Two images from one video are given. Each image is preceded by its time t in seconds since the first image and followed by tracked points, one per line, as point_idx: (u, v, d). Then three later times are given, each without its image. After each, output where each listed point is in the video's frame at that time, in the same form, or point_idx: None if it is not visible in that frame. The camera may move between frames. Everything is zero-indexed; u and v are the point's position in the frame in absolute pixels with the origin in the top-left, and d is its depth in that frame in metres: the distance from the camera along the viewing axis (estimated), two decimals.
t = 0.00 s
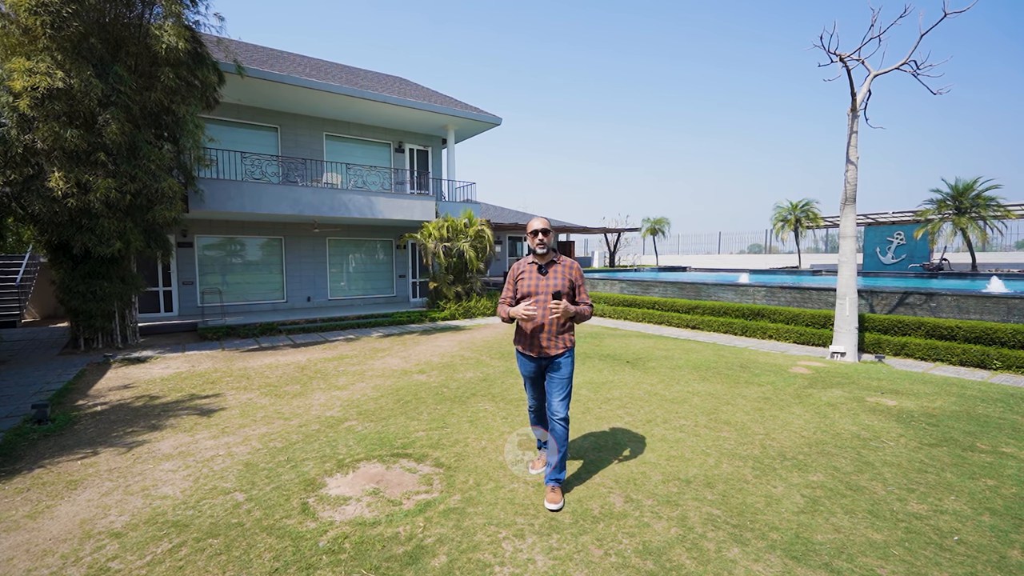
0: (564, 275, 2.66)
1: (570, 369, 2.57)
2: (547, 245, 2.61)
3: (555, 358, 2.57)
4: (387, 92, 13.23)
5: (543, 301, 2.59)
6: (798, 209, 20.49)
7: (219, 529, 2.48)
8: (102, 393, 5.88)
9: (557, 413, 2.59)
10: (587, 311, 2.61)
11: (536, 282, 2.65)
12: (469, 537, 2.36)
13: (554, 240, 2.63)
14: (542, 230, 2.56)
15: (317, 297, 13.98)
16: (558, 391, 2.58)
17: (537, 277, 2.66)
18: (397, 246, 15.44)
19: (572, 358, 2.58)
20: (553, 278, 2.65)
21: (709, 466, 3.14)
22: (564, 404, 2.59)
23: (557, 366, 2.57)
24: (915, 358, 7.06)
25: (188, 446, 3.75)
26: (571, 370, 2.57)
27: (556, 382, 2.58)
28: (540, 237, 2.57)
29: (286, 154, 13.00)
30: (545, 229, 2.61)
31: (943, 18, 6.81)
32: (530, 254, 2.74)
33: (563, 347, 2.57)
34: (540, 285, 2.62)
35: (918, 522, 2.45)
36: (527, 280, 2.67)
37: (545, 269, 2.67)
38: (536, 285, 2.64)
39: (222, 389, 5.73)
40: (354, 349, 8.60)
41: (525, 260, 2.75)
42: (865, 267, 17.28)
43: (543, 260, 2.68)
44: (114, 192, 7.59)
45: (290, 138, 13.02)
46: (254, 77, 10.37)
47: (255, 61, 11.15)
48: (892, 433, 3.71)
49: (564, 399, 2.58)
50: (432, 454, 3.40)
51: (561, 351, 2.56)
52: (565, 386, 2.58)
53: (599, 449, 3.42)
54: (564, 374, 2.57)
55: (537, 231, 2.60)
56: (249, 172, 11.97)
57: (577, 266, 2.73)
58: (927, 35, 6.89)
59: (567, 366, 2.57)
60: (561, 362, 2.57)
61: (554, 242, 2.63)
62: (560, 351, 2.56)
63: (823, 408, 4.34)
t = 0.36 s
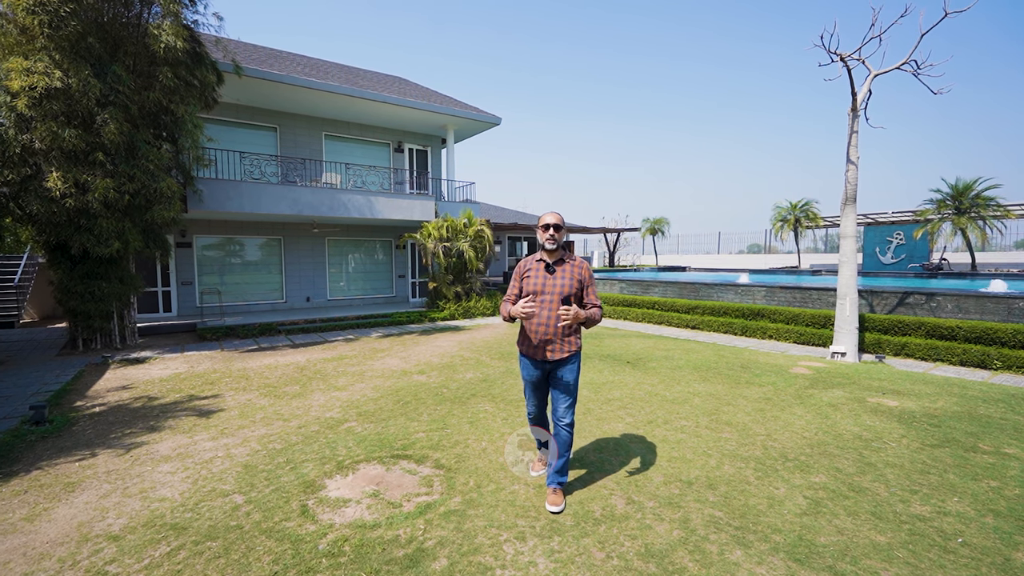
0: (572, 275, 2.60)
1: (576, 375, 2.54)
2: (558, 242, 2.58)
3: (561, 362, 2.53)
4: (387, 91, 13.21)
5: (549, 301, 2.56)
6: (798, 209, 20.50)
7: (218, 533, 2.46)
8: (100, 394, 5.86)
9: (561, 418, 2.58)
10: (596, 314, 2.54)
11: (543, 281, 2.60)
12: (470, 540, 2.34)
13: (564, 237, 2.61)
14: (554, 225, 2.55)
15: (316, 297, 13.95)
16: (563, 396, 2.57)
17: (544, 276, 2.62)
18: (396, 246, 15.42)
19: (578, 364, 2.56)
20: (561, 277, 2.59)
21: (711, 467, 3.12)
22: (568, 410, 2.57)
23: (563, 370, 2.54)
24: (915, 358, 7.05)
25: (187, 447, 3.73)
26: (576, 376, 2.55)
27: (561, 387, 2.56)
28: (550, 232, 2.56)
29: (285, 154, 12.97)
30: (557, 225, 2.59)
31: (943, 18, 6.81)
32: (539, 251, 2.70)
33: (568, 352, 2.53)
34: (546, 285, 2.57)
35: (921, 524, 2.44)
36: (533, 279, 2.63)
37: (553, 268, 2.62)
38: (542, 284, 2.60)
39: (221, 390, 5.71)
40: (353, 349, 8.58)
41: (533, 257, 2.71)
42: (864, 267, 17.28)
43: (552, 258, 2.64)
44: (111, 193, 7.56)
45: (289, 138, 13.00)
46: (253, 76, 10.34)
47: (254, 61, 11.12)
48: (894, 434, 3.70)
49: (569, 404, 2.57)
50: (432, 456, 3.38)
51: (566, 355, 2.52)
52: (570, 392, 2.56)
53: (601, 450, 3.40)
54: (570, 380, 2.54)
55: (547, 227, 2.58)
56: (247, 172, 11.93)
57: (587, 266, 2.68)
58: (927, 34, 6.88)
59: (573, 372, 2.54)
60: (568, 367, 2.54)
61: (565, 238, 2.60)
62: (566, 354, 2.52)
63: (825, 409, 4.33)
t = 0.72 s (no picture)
0: (574, 275, 2.56)
1: (577, 378, 2.52)
2: (560, 242, 2.55)
3: (563, 365, 2.49)
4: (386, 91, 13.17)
5: (549, 303, 2.53)
6: (798, 208, 20.48)
7: (213, 536, 2.43)
8: (97, 394, 5.82)
9: (561, 423, 2.54)
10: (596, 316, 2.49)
11: (544, 282, 2.57)
12: (468, 543, 2.31)
13: (566, 237, 2.57)
14: (556, 226, 2.51)
15: (316, 297, 13.92)
16: (564, 400, 2.53)
17: (545, 276, 2.58)
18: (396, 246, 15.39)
19: (579, 366, 2.53)
20: (562, 278, 2.56)
21: (712, 468, 3.09)
22: (569, 414, 2.54)
23: (564, 373, 2.50)
24: (916, 358, 7.02)
25: (183, 449, 3.70)
26: (577, 379, 2.52)
27: (563, 391, 2.52)
28: (551, 233, 2.52)
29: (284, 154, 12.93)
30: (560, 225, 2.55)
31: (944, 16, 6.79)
32: (541, 251, 2.66)
33: (571, 355, 2.49)
34: (547, 287, 2.55)
35: (926, 526, 2.41)
36: (534, 280, 2.60)
37: (554, 268, 2.58)
38: (543, 285, 2.57)
39: (218, 391, 5.67)
40: (352, 350, 8.55)
41: (535, 257, 2.67)
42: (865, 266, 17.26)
43: (554, 258, 2.60)
44: (109, 192, 7.54)
45: (288, 137, 12.97)
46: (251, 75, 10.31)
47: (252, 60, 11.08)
48: (897, 434, 3.67)
49: (569, 408, 2.54)
50: (431, 457, 3.35)
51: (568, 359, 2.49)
52: (571, 396, 2.53)
53: (601, 452, 3.37)
54: (571, 384, 2.51)
55: (548, 227, 2.54)
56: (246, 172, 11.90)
57: (590, 265, 2.63)
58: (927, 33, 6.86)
59: (574, 375, 2.51)
60: (570, 371, 2.50)
61: (567, 238, 2.56)
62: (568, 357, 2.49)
63: (826, 409, 4.30)
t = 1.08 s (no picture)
0: (570, 274, 2.51)
1: (573, 380, 2.47)
2: (556, 240, 2.49)
3: (559, 367, 2.44)
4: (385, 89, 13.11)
5: (545, 302, 2.49)
6: (798, 207, 20.43)
7: (203, 539, 2.38)
8: (92, 395, 5.77)
9: (557, 425, 2.48)
10: (591, 316, 2.44)
11: (539, 281, 2.53)
12: (464, 547, 2.27)
13: (563, 234, 2.52)
14: (552, 223, 2.45)
15: (314, 296, 13.87)
16: (560, 402, 2.48)
17: (541, 275, 2.54)
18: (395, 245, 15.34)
19: (575, 368, 2.49)
20: (557, 277, 2.51)
21: (712, 470, 3.05)
22: (566, 416, 2.49)
23: (560, 375, 2.45)
24: (917, 357, 6.98)
25: (177, 450, 3.65)
26: (574, 381, 2.47)
27: (559, 393, 2.47)
28: (547, 230, 2.47)
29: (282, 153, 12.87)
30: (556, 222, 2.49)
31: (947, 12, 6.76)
32: (537, 248, 2.61)
33: (566, 356, 2.44)
34: (543, 286, 2.51)
35: (931, 529, 2.36)
36: (530, 278, 2.55)
37: (550, 267, 2.53)
38: (539, 284, 2.52)
39: (214, 391, 5.62)
40: (350, 349, 8.50)
41: (530, 255, 2.62)
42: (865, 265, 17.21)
43: (550, 255, 2.55)
44: (105, 191, 7.50)
45: (286, 136, 12.92)
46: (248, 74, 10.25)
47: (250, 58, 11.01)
48: (900, 435, 3.62)
49: (566, 410, 2.49)
50: (427, 458, 3.30)
51: (564, 360, 2.44)
52: (567, 398, 2.48)
53: (600, 453, 3.32)
54: (568, 386, 2.46)
55: (544, 224, 2.49)
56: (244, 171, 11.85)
57: (587, 262, 2.57)
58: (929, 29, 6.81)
59: (570, 377, 2.47)
60: (566, 372, 2.45)
61: (563, 236, 2.51)
62: (563, 359, 2.44)
63: (828, 409, 4.25)
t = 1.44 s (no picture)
0: (567, 273, 2.45)
1: (570, 383, 2.41)
2: (552, 239, 2.44)
3: (556, 369, 2.38)
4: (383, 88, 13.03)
5: (541, 302, 2.42)
6: (798, 206, 20.35)
7: (190, 545, 2.32)
8: (85, 395, 5.71)
9: (554, 428, 2.42)
10: (589, 316, 2.39)
11: (535, 280, 2.46)
12: (457, 553, 2.20)
13: (560, 234, 2.46)
14: (549, 223, 2.39)
15: (312, 296, 13.80)
16: (557, 405, 2.42)
17: (537, 274, 2.47)
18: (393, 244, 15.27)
19: (573, 370, 2.43)
20: (554, 276, 2.44)
21: (712, 472, 2.98)
22: (563, 418, 2.43)
23: (557, 378, 2.39)
24: (918, 357, 6.92)
25: (167, 452, 3.59)
26: (571, 383, 2.42)
27: (555, 397, 2.41)
28: (544, 230, 2.41)
29: (280, 151, 12.80)
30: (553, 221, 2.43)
31: (949, 9, 6.68)
32: (533, 247, 2.54)
33: (563, 358, 2.38)
34: (539, 285, 2.44)
35: (937, 534, 2.30)
36: (525, 277, 2.48)
37: (546, 266, 2.47)
38: (534, 284, 2.45)
39: (209, 391, 5.56)
40: (347, 349, 8.44)
41: (526, 254, 2.55)
42: (865, 265, 17.14)
43: (547, 254, 2.49)
44: (100, 189, 7.43)
45: (284, 135, 12.84)
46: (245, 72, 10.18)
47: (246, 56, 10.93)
48: (903, 436, 3.56)
49: (563, 413, 2.43)
50: (422, 461, 3.24)
51: (561, 361, 2.38)
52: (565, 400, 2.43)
53: (597, 456, 3.27)
54: (565, 389, 2.40)
55: (541, 224, 2.43)
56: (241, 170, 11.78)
57: (584, 262, 2.52)
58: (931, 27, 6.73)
59: (567, 380, 2.41)
60: (564, 375, 2.39)
61: (560, 236, 2.45)
62: (560, 361, 2.38)
63: (830, 410, 4.19)
